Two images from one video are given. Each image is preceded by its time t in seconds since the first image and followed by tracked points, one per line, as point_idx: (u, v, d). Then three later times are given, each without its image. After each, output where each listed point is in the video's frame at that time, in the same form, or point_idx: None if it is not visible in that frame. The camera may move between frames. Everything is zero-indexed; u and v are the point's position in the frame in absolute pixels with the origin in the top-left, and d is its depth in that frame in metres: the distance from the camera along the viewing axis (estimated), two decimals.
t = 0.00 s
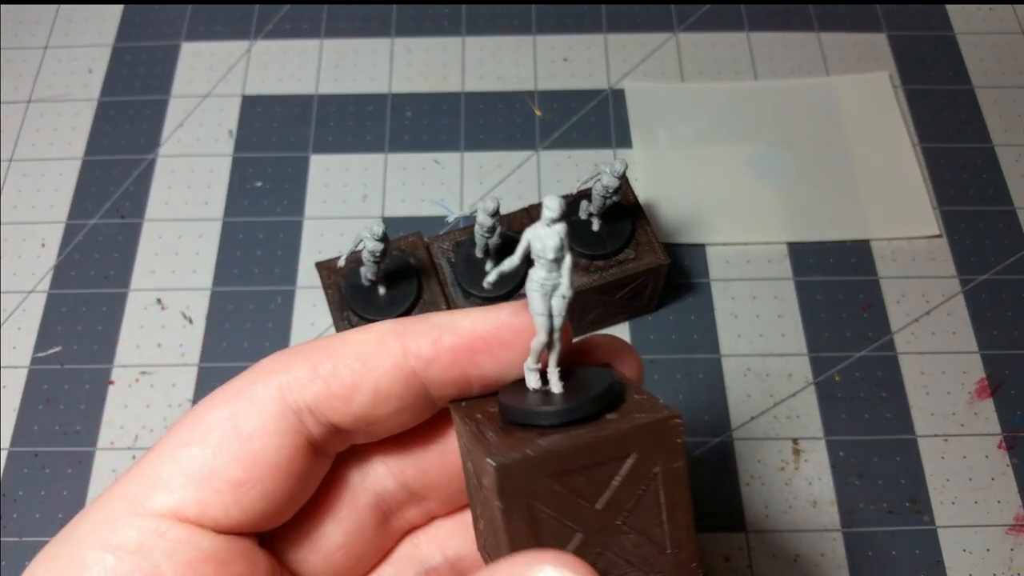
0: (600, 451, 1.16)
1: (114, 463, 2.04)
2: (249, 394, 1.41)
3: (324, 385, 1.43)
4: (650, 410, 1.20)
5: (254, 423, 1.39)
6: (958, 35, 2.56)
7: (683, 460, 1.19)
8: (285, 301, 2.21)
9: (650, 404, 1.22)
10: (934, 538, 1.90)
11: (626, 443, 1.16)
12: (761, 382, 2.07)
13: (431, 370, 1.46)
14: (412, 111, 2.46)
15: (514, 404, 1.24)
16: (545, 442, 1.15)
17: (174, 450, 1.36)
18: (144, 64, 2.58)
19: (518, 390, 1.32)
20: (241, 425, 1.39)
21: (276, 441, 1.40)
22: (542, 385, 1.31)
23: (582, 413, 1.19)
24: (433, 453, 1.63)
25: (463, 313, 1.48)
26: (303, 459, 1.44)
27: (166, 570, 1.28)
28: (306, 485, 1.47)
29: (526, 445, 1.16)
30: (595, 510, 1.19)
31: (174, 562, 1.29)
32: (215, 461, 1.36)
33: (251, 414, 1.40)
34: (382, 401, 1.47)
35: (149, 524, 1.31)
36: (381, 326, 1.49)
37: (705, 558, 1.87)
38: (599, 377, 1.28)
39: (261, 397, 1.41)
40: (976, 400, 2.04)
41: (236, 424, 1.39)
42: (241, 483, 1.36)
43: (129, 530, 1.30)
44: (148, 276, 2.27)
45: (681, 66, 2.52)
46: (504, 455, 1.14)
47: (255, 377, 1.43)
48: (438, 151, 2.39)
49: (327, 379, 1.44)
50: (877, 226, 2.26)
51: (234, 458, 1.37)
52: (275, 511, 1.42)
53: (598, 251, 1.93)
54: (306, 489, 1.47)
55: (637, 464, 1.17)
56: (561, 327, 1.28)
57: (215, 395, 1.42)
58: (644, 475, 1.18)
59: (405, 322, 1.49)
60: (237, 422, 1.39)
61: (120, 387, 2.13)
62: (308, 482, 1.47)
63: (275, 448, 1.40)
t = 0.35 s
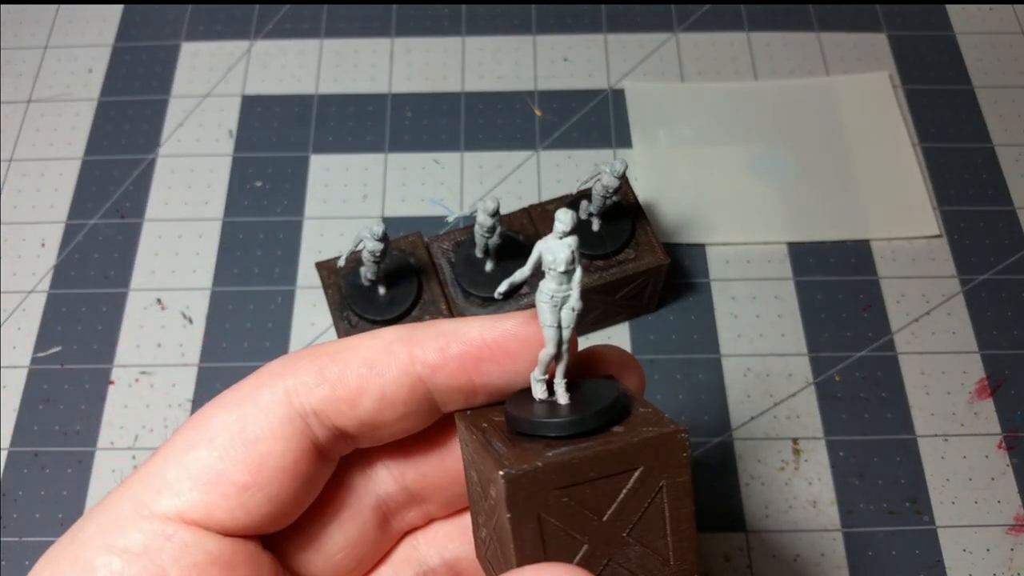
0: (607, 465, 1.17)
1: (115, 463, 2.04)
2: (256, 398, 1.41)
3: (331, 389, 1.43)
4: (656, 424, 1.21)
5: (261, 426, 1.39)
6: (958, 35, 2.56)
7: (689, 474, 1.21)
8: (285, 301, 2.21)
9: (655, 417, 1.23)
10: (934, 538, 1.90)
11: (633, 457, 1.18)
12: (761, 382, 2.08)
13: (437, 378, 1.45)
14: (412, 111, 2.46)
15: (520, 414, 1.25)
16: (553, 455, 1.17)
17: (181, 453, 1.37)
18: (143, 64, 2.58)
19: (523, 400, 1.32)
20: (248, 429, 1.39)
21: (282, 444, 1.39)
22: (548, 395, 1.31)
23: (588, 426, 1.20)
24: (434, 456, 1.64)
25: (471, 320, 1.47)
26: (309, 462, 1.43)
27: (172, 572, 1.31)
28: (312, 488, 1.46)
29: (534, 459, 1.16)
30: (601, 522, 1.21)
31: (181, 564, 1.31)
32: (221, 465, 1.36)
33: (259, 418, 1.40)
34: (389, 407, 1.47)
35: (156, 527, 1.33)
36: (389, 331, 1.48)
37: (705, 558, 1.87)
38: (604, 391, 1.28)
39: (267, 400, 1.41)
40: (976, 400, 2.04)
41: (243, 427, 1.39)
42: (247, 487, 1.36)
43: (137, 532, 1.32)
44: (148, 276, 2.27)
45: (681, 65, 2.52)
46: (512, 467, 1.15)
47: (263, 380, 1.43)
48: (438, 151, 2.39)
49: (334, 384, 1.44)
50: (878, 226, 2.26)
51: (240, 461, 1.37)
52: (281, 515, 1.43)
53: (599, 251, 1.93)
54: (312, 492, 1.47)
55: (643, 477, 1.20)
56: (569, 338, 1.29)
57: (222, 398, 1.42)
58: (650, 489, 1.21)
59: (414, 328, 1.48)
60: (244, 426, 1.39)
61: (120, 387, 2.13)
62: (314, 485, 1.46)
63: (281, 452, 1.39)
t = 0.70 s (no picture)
0: (630, 475, 1.18)
1: (115, 464, 2.04)
2: (253, 394, 1.40)
3: (330, 386, 1.43)
4: (674, 430, 1.22)
5: (257, 424, 1.39)
6: (958, 35, 2.56)
7: (705, 478, 1.23)
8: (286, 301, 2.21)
9: (671, 421, 1.24)
10: (934, 538, 1.90)
11: (656, 466, 1.19)
12: (761, 382, 2.08)
13: (439, 376, 1.45)
14: (412, 111, 2.46)
15: (535, 421, 1.24)
16: (578, 468, 1.17)
17: (176, 450, 1.36)
18: (143, 64, 2.58)
19: (533, 402, 1.30)
20: (245, 426, 1.39)
21: (280, 443, 1.39)
22: (559, 398, 1.29)
23: (609, 435, 1.20)
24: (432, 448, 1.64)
25: (472, 316, 1.47)
26: (306, 460, 1.43)
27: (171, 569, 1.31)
28: (309, 485, 1.46)
29: (560, 473, 1.16)
30: (622, 529, 1.22)
31: (179, 561, 1.32)
32: (218, 462, 1.36)
33: (255, 415, 1.39)
34: (390, 404, 1.47)
35: (152, 524, 1.33)
36: (390, 328, 1.47)
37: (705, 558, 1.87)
38: (620, 395, 1.27)
39: (264, 397, 1.40)
40: (976, 400, 2.04)
41: (239, 425, 1.38)
42: (244, 485, 1.37)
43: (132, 529, 1.32)
44: (148, 276, 2.27)
45: (680, 65, 2.52)
46: (539, 484, 1.14)
47: (260, 376, 1.42)
48: (437, 151, 2.39)
49: (333, 381, 1.43)
50: (878, 226, 2.26)
51: (236, 459, 1.37)
52: (278, 512, 1.43)
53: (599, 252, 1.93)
54: (310, 489, 1.47)
55: (663, 484, 1.21)
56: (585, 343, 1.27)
57: (217, 394, 1.41)
58: (669, 495, 1.22)
59: (416, 324, 1.48)
60: (241, 423, 1.39)
61: (120, 387, 2.13)
62: (311, 482, 1.46)
63: (278, 450, 1.39)
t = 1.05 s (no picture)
0: (609, 461, 1.17)
1: (115, 464, 2.04)
2: (266, 390, 1.41)
3: (340, 382, 1.43)
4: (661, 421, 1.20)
5: (269, 419, 1.39)
6: (958, 35, 2.56)
7: (691, 472, 1.21)
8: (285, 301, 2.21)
9: (662, 414, 1.23)
10: (934, 538, 1.90)
11: (636, 454, 1.18)
12: (761, 382, 2.08)
13: (445, 370, 1.46)
14: (412, 111, 2.46)
15: (525, 406, 1.26)
16: (556, 450, 1.17)
17: (189, 444, 1.36)
18: (143, 64, 2.58)
19: (530, 391, 1.33)
20: (256, 421, 1.39)
21: (291, 438, 1.39)
22: (556, 388, 1.31)
23: (595, 421, 1.20)
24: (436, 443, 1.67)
25: (477, 312, 1.49)
26: (316, 455, 1.43)
27: (180, 563, 1.29)
28: (319, 482, 1.46)
29: (538, 453, 1.17)
30: (601, 515, 1.22)
31: (188, 555, 1.30)
32: (229, 457, 1.36)
33: (268, 410, 1.40)
34: (398, 399, 1.48)
35: (163, 517, 1.32)
36: (396, 325, 1.49)
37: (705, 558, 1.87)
38: (614, 386, 1.28)
39: (277, 393, 1.41)
40: (976, 400, 2.04)
41: (252, 420, 1.39)
42: (255, 480, 1.36)
43: (144, 522, 1.31)
44: (148, 276, 2.27)
45: (680, 65, 2.52)
46: (516, 461, 1.15)
47: (273, 374, 1.43)
48: (438, 151, 2.39)
49: (343, 377, 1.44)
50: (878, 225, 2.26)
51: (248, 454, 1.36)
52: (288, 506, 1.43)
53: (599, 251, 1.92)
54: (320, 485, 1.47)
55: (645, 473, 1.20)
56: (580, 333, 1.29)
57: (230, 391, 1.42)
58: (651, 484, 1.21)
59: (420, 321, 1.49)
60: (253, 419, 1.39)
61: (120, 387, 2.13)
62: (322, 479, 1.47)
63: (289, 446, 1.39)
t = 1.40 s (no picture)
0: (578, 478, 1.24)
1: (115, 464, 2.04)
2: (273, 398, 1.42)
3: (345, 389, 1.44)
4: (631, 441, 1.25)
5: (276, 425, 1.40)
6: (958, 35, 2.56)
7: (660, 493, 1.26)
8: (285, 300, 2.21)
9: (635, 433, 1.27)
10: (934, 538, 1.90)
11: (604, 473, 1.24)
12: (761, 382, 2.08)
13: (446, 374, 1.46)
14: (412, 111, 2.46)
15: (506, 418, 1.33)
16: (526, 466, 1.24)
17: (195, 450, 1.37)
18: (143, 64, 2.58)
19: (515, 402, 1.38)
20: (265, 430, 1.40)
21: (297, 445, 1.40)
22: (541, 401, 1.36)
23: (570, 437, 1.26)
24: (437, 453, 1.63)
25: (475, 315, 1.49)
26: (321, 464, 1.44)
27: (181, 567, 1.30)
28: (323, 492, 1.47)
29: (508, 468, 1.24)
30: (570, 530, 1.29)
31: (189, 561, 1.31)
32: (235, 463, 1.37)
33: (278, 418, 1.40)
34: (400, 404, 1.47)
35: (166, 522, 1.32)
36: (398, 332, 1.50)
37: (705, 558, 1.87)
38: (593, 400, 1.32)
39: (283, 401, 1.41)
40: (976, 400, 2.04)
41: (259, 427, 1.39)
42: (260, 487, 1.36)
43: (147, 526, 1.32)
44: (148, 276, 2.27)
45: (679, 65, 2.52)
46: (486, 475, 1.23)
47: (280, 381, 1.44)
48: (438, 151, 2.39)
49: (348, 384, 1.44)
50: (877, 225, 2.26)
51: (254, 461, 1.37)
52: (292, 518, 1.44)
53: (599, 252, 1.93)
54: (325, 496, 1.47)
55: (613, 492, 1.26)
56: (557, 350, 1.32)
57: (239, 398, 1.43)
58: (620, 502, 1.27)
59: (421, 327, 1.50)
60: (260, 426, 1.39)
61: (120, 387, 2.13)
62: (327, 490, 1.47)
63: (295, 453, 1.40)
